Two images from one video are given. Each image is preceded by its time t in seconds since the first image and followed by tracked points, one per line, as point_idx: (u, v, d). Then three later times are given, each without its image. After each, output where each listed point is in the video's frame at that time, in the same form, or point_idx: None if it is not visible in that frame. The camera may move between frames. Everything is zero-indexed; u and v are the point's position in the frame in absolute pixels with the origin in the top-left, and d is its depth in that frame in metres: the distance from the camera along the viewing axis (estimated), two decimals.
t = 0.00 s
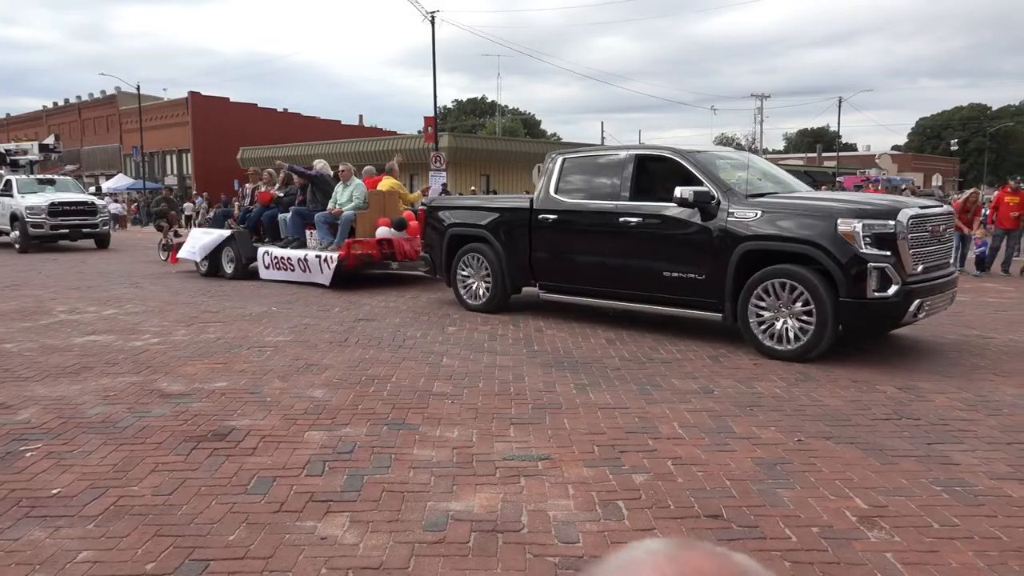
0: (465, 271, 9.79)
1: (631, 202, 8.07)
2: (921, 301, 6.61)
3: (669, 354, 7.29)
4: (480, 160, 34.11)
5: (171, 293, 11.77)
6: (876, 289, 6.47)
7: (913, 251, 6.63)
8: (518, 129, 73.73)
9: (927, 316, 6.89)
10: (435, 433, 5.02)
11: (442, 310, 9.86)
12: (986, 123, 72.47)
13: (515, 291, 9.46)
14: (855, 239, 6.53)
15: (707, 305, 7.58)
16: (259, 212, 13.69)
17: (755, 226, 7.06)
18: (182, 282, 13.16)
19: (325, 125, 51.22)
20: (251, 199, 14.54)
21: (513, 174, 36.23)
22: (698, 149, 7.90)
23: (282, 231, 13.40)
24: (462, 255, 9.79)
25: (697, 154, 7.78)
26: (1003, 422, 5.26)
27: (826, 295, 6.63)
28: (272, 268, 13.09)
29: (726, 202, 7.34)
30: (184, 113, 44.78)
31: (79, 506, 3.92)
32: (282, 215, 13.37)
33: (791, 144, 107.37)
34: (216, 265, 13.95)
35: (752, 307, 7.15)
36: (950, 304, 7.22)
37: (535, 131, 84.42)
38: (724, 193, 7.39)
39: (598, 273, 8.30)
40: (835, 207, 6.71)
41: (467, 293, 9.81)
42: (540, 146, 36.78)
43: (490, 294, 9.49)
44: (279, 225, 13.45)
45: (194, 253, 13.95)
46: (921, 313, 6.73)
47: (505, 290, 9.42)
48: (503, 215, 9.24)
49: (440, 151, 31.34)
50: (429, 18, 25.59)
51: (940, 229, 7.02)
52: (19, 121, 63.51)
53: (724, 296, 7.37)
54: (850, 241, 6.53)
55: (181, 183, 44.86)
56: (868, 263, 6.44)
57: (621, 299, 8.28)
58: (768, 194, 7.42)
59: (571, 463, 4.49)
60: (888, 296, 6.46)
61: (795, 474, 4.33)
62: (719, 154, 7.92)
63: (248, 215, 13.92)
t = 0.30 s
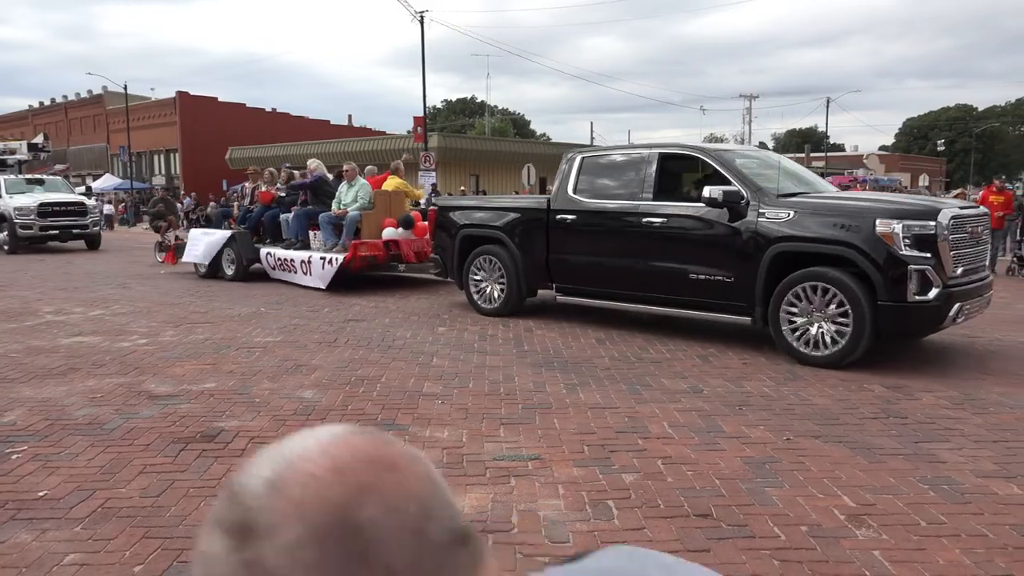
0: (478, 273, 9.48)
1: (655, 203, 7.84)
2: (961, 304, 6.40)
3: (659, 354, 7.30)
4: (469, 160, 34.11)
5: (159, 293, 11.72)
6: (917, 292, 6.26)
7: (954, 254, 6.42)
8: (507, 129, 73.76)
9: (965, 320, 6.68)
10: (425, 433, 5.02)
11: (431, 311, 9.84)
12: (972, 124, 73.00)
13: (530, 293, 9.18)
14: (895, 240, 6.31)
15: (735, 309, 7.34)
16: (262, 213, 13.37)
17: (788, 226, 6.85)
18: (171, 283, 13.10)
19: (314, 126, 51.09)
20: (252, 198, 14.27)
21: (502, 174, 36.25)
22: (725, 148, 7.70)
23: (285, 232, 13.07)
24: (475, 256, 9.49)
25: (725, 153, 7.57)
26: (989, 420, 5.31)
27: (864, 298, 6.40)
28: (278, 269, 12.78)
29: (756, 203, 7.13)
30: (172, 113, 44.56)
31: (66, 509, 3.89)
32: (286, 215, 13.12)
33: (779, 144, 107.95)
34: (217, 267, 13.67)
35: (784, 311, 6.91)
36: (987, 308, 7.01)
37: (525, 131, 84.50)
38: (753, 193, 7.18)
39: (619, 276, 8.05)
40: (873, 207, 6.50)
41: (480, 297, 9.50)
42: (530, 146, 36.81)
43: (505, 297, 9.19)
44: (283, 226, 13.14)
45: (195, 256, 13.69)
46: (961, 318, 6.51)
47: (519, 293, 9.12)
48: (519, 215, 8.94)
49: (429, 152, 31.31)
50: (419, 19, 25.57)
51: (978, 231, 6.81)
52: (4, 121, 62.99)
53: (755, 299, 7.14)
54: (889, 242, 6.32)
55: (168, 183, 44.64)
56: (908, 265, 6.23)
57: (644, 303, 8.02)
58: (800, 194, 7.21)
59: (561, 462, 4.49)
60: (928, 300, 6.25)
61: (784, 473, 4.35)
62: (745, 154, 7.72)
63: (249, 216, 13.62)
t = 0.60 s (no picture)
0: (493, 275, 9.21)
1: (680, 205, 7.60)
2: (1006, 310, 6.16)
3: (648, 353, 7.31)
4: (459, 160, 34.09)
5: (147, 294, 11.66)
6: (962, 298, 6.02)
7: (999, 257, 6.17)
8: (498, 129, 73.76)
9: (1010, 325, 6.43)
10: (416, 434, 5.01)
11: (421, 311, 9.83)
12: (959, 124, 73.47)
13: (548, 296, 8.91)
14: (939, 245, 6.06)
15: (766, 314, 7.11)
16: (263, 213, 13.13)
17: (823, 229, 6.61)
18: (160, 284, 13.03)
19: (303, 125, 50.94)
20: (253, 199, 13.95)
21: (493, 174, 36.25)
22: (754, 148, 7.45)
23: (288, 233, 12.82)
24: (489, 257, 9.22)
25: (754, 154, 7.33)
26: (976, 419, 5.34)
27: (905, 304, 6.17)
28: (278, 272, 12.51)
29: (789, 205, 6.89)
30: (160, 112, 44.31)
31: (52, 511, 3.86)
32: (286, 215, 12.78)
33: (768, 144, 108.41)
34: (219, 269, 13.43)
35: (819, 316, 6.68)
36: None
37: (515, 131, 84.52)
38: (785, 195, 6.95)
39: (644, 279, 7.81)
40: (913, 209, 6.24)
41: (495, 299, 9.24)
42: (520, 146, 36.81)
43: (522, 300, 8.92)
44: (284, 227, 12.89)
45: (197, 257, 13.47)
46: (1006, 323, 6.27)
47: (536, 296, 8.85)
48: (537, 216, 8.68)
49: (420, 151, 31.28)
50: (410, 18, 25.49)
51: None
52: None
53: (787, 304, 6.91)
54: (932, 246, 6.06)
55: (156, 183, 44.42)
56: (952, 270, 5.99)
57: (669, 307, 7.78)
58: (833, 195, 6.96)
59: (551, 462, 4.50)
60: (973, 306, 6.01)
61: (773, 472, 4.37)
62: (775, 154, 7.47)
63: (250, 216, 13.37)
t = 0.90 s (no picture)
0: (507, 279, 8.97)
1: (707, 206, 7.34)
2: None
3: (636, 353, 7.32)
4: (447, 160, 34.07)
5: (133, 294, 11.59)
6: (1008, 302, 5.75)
7: None
8: (486, 129, 73.77)
9: None
10: (404, 434, 5.00)
11: (409, 312, 9.81)
12: (943, 125, 74.07)
13: (566, 299, 8.67)
14: (984, 247, 5.79)
15: (799, 319, 6.86)
16: (264, 213, 12.97)
17: (859, 231, 6.35)
18: (145, 285, 12.95)
19: (291, 125, 50.76)
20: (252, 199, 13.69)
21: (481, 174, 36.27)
22: (784, 146, 7.19)
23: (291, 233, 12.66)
24: (504, 259, 8.99)
25: (785, 152, 7.07)
26: (961, 417, 5.39)
27: (948, 310, 5.91)
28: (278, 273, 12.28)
29: (823, 204, 6.63)
30: (146, 112, 44.04)
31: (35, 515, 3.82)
32: (289, 215, 12.60)
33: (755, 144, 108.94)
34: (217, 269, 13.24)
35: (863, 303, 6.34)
36: None
37: (503, 131, 84.54)
38: (819, 194, 6.68)
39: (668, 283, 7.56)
40: (955, 208, 5.97)
41: (510, 303, 8.99)
42: (508, 146, 36.84)
43: (538, 304, 8.68)
44: (286, 227, 12.73)
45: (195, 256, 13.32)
46: None
47: (553, 300, 8.60)
48: (555, 217, 8.44)
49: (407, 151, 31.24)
50: (397, 17, 25.45)
51: None
52: None
53: (821, 308, 6.66)
54: (977, 248, 5.80)
55: (142, 184, 44.16)
56: (998, 274, 5.73)
57: (695, 312, 7.52)
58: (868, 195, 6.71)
59: (539, 463, 4.50)
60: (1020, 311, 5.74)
61: (760, 471, 4.39)
62: (806, 152, 7.21)
63: (251, 217, 13.20)
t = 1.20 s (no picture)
0: (525, 282, 8.75)
1: (737, 206, 7.11)
2: None
3: (625, 353, 7.33)
4: (435, 160, 34.03)
5: (119, 295, 11.52)
6: None
7: None
8: (474, 129, 73.75)
9: None
10: (393, 435, 4.99)
11: (397, 313, 9.78)
12: (929, 125, 74.58)
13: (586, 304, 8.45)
14: None
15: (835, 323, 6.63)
16: (267, 214, 12.79)
17: (900, 232, 6.12)
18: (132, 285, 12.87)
19: (278, 125, 50.55)
20: (254, 198, 13.51)
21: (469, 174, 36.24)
22: (817, 145, 6.97)
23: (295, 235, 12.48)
24: (522, 262, 8.76)
25: (819, 150, 6.84)
26: (946, 415, 5.43)
27: (996, 314, 5.67)
28: (285, 275, 12.15)
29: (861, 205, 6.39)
30: (132, 112, 43.78)
31: (21, 517, 3.79)
32: (294, 217, 12.47)
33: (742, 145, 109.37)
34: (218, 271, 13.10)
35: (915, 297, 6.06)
36: None
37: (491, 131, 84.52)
38: (857, 194, 6.45)
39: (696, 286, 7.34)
40: (1005, 210, 5.70)
41: (528, 307, 8.77)
42: (496, 146, 36.81)
43: (558, 308, 8.46)
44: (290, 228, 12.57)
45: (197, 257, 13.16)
46: None
47: (574, 304, 8.39)
48: (577, 219, 8.22)
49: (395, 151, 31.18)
50: (385, 18, 25.41)
51: None
52: None
53: (859, 313, 6.44)
54: None
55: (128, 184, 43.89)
56: None
57: (725, 315, 7.29)
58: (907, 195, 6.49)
59: (528, 463, 4.50)
60: None
61: (748, 469, 4.41)
62: (839, 151, 6.99)
63: (253, 218, 13.01)
